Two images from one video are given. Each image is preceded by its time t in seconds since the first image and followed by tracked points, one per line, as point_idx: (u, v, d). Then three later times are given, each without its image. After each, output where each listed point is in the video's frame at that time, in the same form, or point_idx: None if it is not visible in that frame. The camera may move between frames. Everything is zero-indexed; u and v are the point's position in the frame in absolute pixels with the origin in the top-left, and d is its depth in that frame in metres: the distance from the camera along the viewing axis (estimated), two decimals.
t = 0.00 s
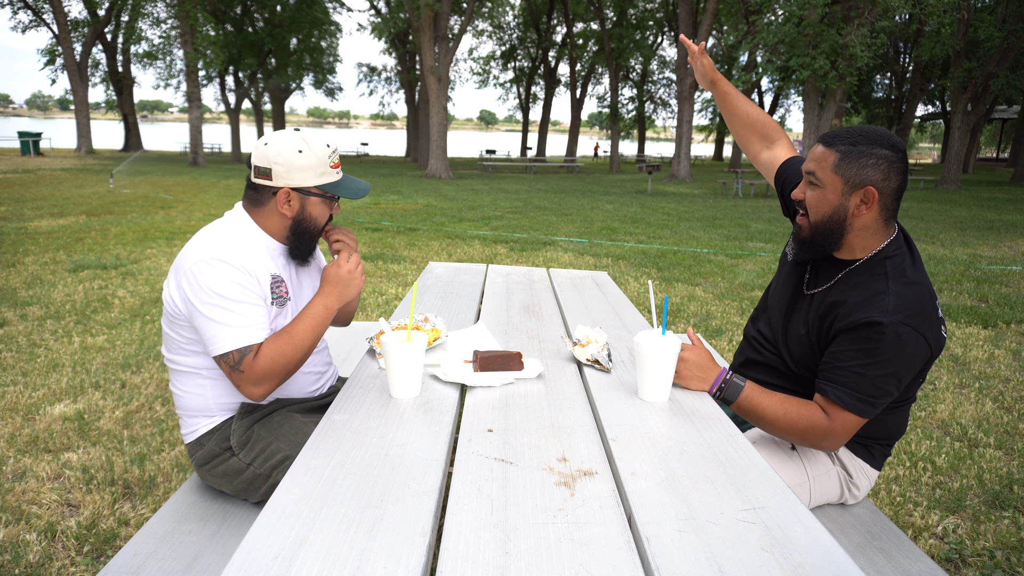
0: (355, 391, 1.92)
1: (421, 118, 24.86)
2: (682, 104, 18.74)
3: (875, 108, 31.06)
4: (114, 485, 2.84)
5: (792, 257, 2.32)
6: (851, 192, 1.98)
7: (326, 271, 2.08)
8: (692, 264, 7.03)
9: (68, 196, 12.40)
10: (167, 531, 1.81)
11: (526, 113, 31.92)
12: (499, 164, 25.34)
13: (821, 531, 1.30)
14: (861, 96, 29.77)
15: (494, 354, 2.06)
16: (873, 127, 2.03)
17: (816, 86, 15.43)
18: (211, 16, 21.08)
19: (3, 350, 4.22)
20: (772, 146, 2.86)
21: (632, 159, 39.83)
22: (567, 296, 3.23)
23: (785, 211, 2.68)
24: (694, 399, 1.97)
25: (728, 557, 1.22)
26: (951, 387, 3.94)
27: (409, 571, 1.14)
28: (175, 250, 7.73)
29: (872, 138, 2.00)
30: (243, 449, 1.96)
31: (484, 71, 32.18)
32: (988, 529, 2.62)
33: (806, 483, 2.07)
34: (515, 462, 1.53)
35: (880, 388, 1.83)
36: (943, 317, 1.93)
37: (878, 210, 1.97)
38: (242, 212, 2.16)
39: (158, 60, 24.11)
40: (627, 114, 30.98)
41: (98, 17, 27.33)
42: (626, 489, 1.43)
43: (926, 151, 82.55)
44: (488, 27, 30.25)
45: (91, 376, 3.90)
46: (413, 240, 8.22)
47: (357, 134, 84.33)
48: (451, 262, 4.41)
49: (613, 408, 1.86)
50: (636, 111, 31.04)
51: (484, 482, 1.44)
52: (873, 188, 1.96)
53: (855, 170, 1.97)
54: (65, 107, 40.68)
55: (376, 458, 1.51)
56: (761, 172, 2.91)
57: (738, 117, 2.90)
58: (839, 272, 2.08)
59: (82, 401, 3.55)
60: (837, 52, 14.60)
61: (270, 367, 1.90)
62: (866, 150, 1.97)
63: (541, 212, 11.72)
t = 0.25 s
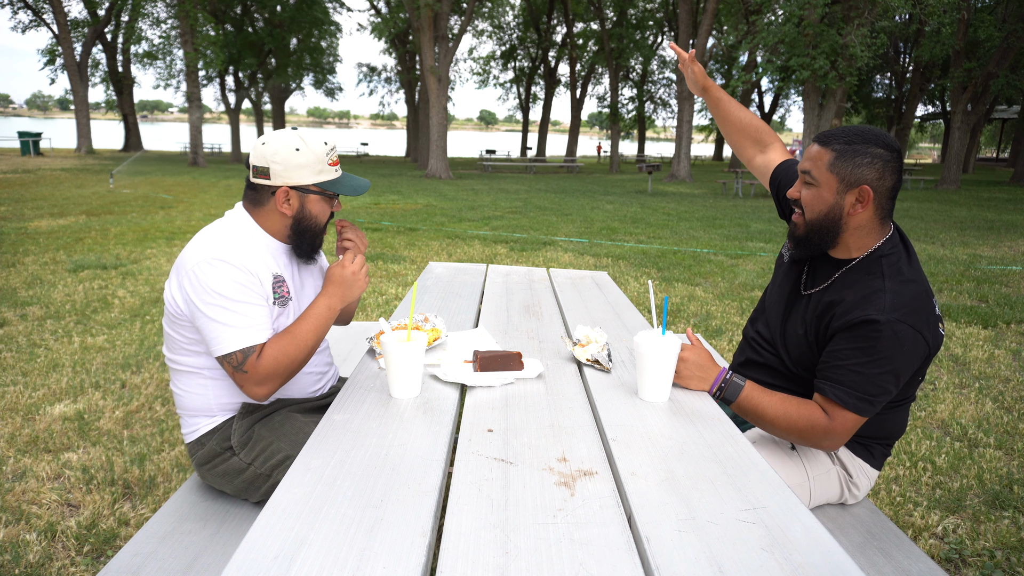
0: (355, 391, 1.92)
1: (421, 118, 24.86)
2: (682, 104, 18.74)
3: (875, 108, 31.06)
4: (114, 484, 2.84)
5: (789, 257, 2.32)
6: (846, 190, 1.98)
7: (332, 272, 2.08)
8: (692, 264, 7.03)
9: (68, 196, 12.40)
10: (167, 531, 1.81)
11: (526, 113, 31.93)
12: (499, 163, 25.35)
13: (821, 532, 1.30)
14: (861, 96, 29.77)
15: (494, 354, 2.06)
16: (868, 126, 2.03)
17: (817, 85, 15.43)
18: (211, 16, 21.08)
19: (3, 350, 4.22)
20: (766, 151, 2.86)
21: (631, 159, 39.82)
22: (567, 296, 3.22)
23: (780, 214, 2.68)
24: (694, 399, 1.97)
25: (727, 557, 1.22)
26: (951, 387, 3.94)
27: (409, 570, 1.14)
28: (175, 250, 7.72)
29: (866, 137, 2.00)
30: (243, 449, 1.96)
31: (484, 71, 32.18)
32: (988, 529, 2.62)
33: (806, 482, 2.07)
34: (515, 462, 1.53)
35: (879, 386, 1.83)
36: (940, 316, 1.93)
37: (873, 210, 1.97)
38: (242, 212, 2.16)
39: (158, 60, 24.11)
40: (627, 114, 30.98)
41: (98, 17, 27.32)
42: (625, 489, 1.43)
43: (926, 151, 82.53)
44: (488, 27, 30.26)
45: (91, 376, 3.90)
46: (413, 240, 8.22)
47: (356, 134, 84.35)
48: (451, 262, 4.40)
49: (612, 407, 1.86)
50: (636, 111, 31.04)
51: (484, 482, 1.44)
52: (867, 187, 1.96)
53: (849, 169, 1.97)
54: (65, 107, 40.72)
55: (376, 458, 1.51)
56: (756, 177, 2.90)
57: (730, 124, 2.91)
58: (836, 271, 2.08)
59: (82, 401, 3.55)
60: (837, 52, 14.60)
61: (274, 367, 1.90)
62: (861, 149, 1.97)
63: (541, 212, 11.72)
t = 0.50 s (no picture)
0: (356, 392, 1.92)
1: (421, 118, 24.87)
2: (682, 104, 18.74)
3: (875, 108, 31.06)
4: (114, 485, 2.84)
5: (786, 257, 2.32)
6: (837, 190, 1.98)
7: (334, 272, 2.06)
8: (692, 264, 7.03)
9: (68, 196, 12.40)
10: (167, 531, 1.81)
11: (526, 113, 31.93)
12: (499, 163, 25.35)
13: (821, 532, 1.30)
14: (861, 96, 29.78)
15: (494, 354, 2.06)
16: (860, 126, 2.03)
17: (817, 85, 15.42)
18: (211, 16, 21.08)
19: (3, 350, 4.22)
20: (763, 154, 2.87)
21: (631, 159, 39.81)
22: (567, 296, 3.22)
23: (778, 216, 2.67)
24: (694, 399, 1.97)
25: (728, 557, 1.22)
26: (951, 387, 3.94)
27: (409, 571, 1.14)
28: (175, 250, 7.73)
29: (859, 138, 1.99)
30: (243, 449, 1.96)
31: (483, 71, 32.18)
32: (988, 528, 2.62)
33: (805, 482, 2.07)
34: (515, 462, 1.53)
35: (877, 385, 1.83)
36: (938, 314, 1.93)
37: (864, 210, 1.97)
38: (241, 211, 2.16)
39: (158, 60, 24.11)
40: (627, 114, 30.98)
41: (98, 17, 27.32)
42: (626, 489, 1.43)
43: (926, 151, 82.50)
44: (488, 27, 30.26)
45: (91, 376, 3.90)
46: (413, 240, 8.22)
47: (356, 134, 84.36)
48: (451, 262, 4.40)
49: (612, 407, 1.86)
50: (636, 111, 31.04)
51: (484, 482, 1.44)
52: (859, 186, 1.96)
53: (841, 169, 1.97)
54: (65, 107, 40.81)
55: (376, 459, 1.51)
56: (754, 180, 2.91)
57: (727, 130, 2.92)
58: (832, 270, 2.08)
59: (82, 401, 3.55)
60: (837, 52, 14.60)
61: (274, 366, 1.90)
62: (852, 149, 1.97)
63: (541, 212, 11.72)
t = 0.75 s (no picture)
0: (355, 391, 1.92)
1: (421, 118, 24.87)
2: (683, 104, 18.74)
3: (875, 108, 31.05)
4: (114, 485, 2.84)
5: (786, 256, 2.32)
6: (840, 187, 1.98)
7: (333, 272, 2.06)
8: (692, 264, 7.03)
9: (68, 196, 12.40)
10: (167, 530, 1.81)
11: (526, 113, 31.93)
12: (499, 164, 25.35)
13: (821, 532, 1.30)
14: (861, 96, 29.77)
15: (494, 354, 2.06)
16: (862, 125, 2.03)
17: (817, 85, 15.42)
18: (211, 16, 21.07)
19: (3, 350, 4.22)
20: (763, 155, 2.87)
21: (631, 159, 39.81)
22: (567, 296, 3.22)
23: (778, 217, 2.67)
24: (694, 398, 1.97)
25: (727, 557, 1.22)
26: (951, 387, 3.94)
27: (409, 571, 1.14)
28: (175, 250, 7.73)
29: (862, 137, 2.00)
30: (243, 449, 1.96)
31: (483, 71, 32.17)
32: (988, 529, 2.62)
33: (805, 482, 2.07)
34: (515, 462, 1.53)
35: (878, 383, 1.83)
36: (937, 314, 1.93)
37: (866, 208, 1.98)
38: (240, 211, 2.16)
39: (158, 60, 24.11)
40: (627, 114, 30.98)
41: (98, 17, 27.32)
42: (625, 489, 1.43)
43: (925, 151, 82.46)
44: (488, 27, 30.25)
45: (91, 376, 3.90)
46: (413, 240, 8.22)
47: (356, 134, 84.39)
48: (451, 262, 4.40)
49: (612, 407, 1.86)
50: (636, 111, 31.04)
51: (484, 482, 1.44)
52: (861, 185, 1.96)
53: (844, 166, 1.97)
54: (65, 107, 40.82)
55: (376, 459, 1.52)
56: (753, 181, 2.90)
57: (728, 130, 2.91)
58: (833, 269, 2.07)
59: (82, 401, 3.55)
60: (837, 52, 14.59)
61: (274, 367, 1.90)
62: (855, 148, 1.97)
63: (541, 212, 11.73)
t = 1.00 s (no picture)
0: (354, 390, 1.91)
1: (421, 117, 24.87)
2: (682, 104, 18.74)
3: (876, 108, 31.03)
4: (114, 485, 2.84)
5: (786, 256, 2.32)
6: (840, 186, 1.98)
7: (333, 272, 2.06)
8: (692, 264, 7.03)
9: (68, 196, 12.40)
10: (166, 531, 1.81)
11: (525, 113, 31.92)
12: (499, 163, 25.34)
13: (821, 531, 1.30)
14: (861, 96, 29.76)
15: (494, 354, 2.06)
16: (863, 124, 2.03)
17: (817, 85, 15.42)
18: (211, 16, 21.04)
19: (3, 350, 4.22)
20: (764, 156, 2.87)
21: (631, 159, 39.80)
22: (567, 296, 3.22)
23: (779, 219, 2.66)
24: (694, 398, 1.97)
25: (727, 557, 1.22)
26: (950, 387, 3.94)
27: (409, 571, 1.14)
28: (175, 250, 7.73)
29: (862, 136, 2.00)
30: (243, 449, 1.96)
31: (483, 71, 32.15)
32: (988, 529, 2.62)
33: (805, 482, 2.07)
34: (515, 462, 1.53)
35: (878, 381, 1.83)
36: (936, 312, 1.93)
37: (866, 206, 1.98)
38: (242, 213, 2.15)
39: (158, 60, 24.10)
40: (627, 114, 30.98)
41: (98, 17, 27.31)
42: (626, 489, 1.43)
43: (925, 151, 82.42)
44: (488, 27, 30.24)
45: (91, 376, 3.90)
46: (413, 240, 8.22)
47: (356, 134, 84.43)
48: (451, 262, 4.40)
49: (612, 407, 1.86)
50: (636, 111, 31.03)
51: (484, 482, 1.44)
52: (862, 182, 1.96)
53: (845, 164, 1.97)
54: (65, 107, 40.83)
55: (376, 459, 1.51)
56: (754, 182, 2.91)
57: (729, 131, 2.91)
58: (832, 267, 2.07)
59: (82, 401, 3.55)
60: (837, 52, 14.59)
61: (273, 368, 1.90)
62: (856, 146, 1.98)
63: (541, 212, 11.73)
